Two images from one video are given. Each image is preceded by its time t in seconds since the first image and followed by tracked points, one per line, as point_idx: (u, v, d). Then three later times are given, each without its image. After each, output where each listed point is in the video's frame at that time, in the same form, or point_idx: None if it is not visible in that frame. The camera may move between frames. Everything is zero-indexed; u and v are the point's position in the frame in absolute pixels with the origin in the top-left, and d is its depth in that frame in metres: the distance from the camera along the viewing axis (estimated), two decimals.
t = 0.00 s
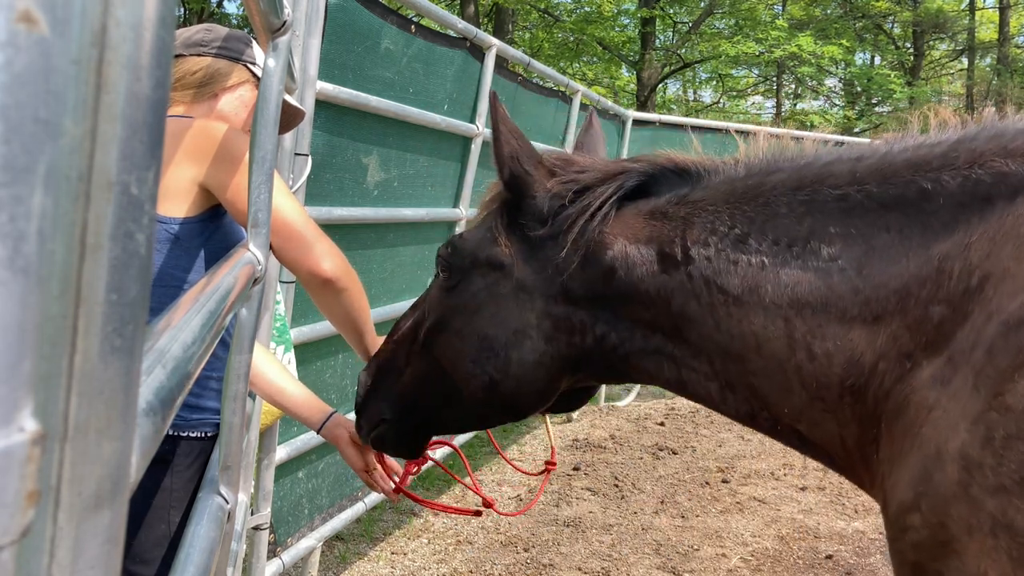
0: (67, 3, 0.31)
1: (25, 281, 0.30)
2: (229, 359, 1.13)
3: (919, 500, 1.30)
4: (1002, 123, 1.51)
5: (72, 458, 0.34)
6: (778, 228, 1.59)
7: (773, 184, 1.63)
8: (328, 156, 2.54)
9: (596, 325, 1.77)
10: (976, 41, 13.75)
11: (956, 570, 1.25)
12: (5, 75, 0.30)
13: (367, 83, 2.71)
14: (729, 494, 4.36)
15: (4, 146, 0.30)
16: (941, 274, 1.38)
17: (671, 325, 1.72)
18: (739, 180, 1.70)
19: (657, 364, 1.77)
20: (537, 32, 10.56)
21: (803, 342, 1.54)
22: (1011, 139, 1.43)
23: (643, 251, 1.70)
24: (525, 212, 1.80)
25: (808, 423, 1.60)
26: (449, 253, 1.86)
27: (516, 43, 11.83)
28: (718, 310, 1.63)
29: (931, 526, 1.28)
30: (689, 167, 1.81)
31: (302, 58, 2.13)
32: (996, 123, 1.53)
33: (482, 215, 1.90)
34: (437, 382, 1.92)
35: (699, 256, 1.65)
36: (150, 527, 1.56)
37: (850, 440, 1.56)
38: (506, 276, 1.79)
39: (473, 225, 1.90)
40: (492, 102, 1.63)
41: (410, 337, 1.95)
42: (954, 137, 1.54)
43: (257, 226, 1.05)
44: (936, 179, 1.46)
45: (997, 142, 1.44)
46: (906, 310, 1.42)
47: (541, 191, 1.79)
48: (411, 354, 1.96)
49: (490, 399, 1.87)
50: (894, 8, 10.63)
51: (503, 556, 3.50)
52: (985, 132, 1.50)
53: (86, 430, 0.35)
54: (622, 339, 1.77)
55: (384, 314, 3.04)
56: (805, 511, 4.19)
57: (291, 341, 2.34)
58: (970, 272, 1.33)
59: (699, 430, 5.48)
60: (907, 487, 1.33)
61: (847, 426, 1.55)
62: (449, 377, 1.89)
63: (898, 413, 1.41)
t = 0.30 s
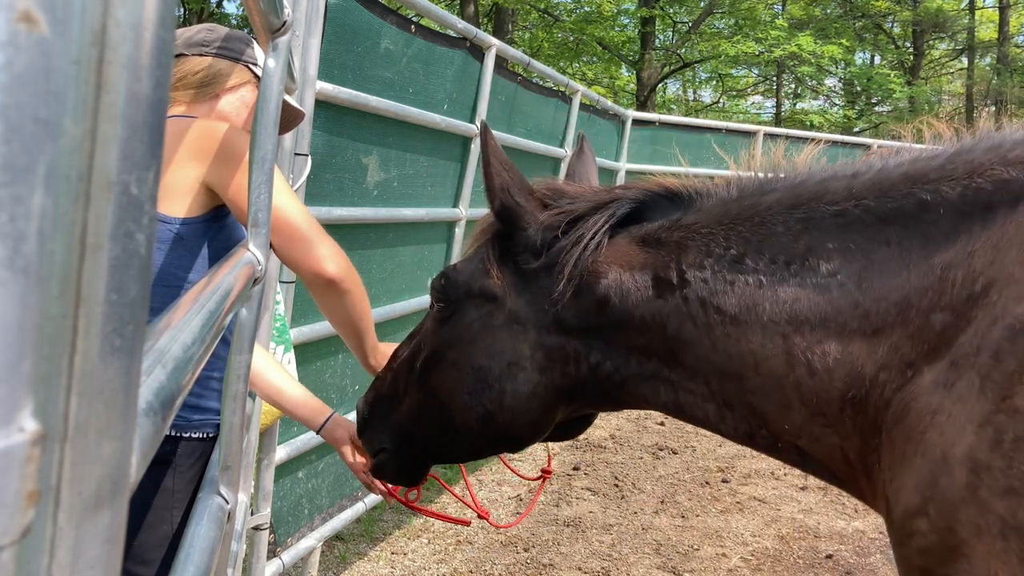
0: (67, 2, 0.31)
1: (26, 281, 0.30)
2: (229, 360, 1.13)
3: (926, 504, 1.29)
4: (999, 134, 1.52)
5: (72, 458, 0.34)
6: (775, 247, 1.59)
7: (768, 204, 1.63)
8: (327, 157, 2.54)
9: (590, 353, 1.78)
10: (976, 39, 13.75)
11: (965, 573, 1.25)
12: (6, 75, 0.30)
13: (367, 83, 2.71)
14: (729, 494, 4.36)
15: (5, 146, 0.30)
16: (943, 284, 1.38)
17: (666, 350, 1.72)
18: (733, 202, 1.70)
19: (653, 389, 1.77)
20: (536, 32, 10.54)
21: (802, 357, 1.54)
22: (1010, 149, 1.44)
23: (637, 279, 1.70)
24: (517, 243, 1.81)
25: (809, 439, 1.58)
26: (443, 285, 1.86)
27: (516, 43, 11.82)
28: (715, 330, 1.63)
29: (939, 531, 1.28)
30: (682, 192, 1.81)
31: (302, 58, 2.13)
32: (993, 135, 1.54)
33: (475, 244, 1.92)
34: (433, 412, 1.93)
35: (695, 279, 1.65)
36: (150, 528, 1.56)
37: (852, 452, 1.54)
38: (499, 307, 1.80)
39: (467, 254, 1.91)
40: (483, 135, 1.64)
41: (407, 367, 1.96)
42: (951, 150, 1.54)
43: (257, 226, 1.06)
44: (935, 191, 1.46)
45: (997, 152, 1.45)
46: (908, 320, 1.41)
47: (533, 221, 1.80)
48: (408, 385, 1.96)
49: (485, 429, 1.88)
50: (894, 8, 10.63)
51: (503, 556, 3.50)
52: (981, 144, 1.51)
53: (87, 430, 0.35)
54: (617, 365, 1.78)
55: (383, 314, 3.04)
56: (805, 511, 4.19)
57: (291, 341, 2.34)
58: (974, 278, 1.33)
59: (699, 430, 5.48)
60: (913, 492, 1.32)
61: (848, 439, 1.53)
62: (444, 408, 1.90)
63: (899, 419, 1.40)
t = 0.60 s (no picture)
0: (67, 3, 0.31)
1: (26, 281, 0.30)
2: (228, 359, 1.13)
3: (936, 503, 1.30)
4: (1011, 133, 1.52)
5: (72, 458, 0.34)
6: (786, 241, 1.59)
7: (779, 199, 1.64)
8: (328, 157, 2.54)
9: (599, 345, 1.79)
10: (976, 40, 13.74)
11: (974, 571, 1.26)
12: (5, 75, 0.30)
13: (367, 83, 2.71)
14: (729, 494, 4.36)
15: (4, 146, 0.30)
16: (956, 281, 1.37)
17: (675, 342, 1.72)
18: (744, 197, 1.70)
19: (662, 381, 1.77)
20: (536, 32, 10.53)
21: (811, 352, 1.54)
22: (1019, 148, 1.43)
23: (646, 270, 1.70)
24: (528, 234, 1.82)
25: (816, 434, 1.58)
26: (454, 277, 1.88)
27: (516, 43, 11.82)
28: (723, 323, 1.63)
29: (949, 529, 1.28)
30: (694, 186, 1.81)
31: (302, 58, 2.13)
32: (1004, 133, 1.53)
33: (487, 236, 1.93)
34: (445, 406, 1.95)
35: (703, 271, 1.65)
36: (150, 528, 1.56)
37: (860, 448, 1.54)
38: (508, 297, 1.81)
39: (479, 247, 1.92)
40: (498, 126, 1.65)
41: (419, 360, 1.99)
42: (964, 146, 1.54)
43: (257, 227, 1.05)
44: (948, 188, 1.45)
45: (1009, 150, 1.44)
46: (918, 317, 1.41)
47: (544, 212, 1.80)
48: (420, 381, 2.00)
49: (493, 422, 1.90)
50: (894, 8, 10.64)
51: (503, 556, 3.50)
52: (995, 141, 1.50)
53: (86, 430, 0.35)
54: (625, 358, 1.78)
55: (383, 314, 3.03)
56: (805, 511, 4.19)
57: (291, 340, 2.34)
58: (987, 277, 1.32)
59: (699, 430, 5.48)
60: (923, 490, 1.33)
61: (855, 435, 1.54)
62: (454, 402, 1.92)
63: (908, 417, 1.40)
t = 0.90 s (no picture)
0: (68, 3, 0.31)
1: (26, 281, 0.30)
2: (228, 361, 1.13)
3: (944, 503, 1.29)
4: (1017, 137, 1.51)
5: (71, 458, 0.34)
6: (793, 243, 1.61)
7: (787, 203, 1.65)
8: (328, 157, 2.54)
9: (613, 349, 1.80)
10: (976, 39, 13.73)
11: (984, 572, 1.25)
12: (6, 75, 0.30)
13: (367, 83, 2.71)
14: (729, 494, 4.35)
15: (5, 146, 0.30)
16: (963, 284, 1.37)
17: (686, 344, 1.73)
18: (753, 203, 1.71)
19: (675, 384, 1.78)
20: (537, 32, 10.53)
21: (817, 352, 1.54)
22: None
23: (653, 271, 1.73)
24: (543, 246, 1.88)
25: (826, 435, 1.58)
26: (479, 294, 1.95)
27: (516, 43, 11.82)
28: (731, 324, 1.65)
29: (957, 529, 1.27)
30: (704, 193, 1.83)
31: (302, 58, 2.13)
32: (1011, 137, 1.53)
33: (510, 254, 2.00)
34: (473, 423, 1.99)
35: (711, 273, 1.67)
36: (150, 528, 1.56)
37: (868, 449, 1.53)
38: (525, 308, 1.86)
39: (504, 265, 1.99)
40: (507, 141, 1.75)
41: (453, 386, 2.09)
42: (971, 149, 1.54)
43: (257, 227, 1.05)
44: (955, 191, 1.45)
45: (1015, 154, 1.43)
46: (925, 318, 1.41)
47: (558, 223, 1.87)
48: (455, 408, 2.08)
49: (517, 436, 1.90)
50: (894, 8, 10.64)
51: (503, 556, 3.50)
52: (1002, 145, 1.49)
53: (87, 430, 0.35)
54: (640, 362, 1.79)
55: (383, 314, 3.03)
56: (805, 511, 4.19)
57: (291, 341, 2.34)
58: (996, 280, 1.32)
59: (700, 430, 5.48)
60: (931, 490, 1.32)
61: (863, 436, 1.53)
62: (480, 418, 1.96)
63: (915, 419, 1.40)
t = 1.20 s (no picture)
0: (68, 3, 0.31)
1: (26, 281, 0.30)
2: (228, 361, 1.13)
3: (954, 502, 1.31)
4: None
5: (71, 458, 0.34)
6: (806, 254, 1.65)
7: (801, 216, 1.70)
8: (328, 157, 2.54)
9: (641, 365, 1.83)
10: (976, 39, 13.73)
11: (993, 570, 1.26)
12: (6, 75, 0.29)
13: (367, 83, 2.71)
14: (729, 494, 4.35)
15: (5, 146, 0.30)
16: (973, 287, 1.41)
17: (705, 354, 1.76)
18: (770, 218, 1.76)
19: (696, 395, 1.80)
20: (536, 32, 10.52)
21: (826, 356, 1.57)
22: None
23: (673, 282, 1.78)
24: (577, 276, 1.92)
25: (839, 440, 1.60)
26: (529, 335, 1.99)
27: (516, 42, 11.80)
28: (745, 332, 1.68)
29: (967, 527, 1.29)
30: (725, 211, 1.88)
31: (302, 58, 2.13)
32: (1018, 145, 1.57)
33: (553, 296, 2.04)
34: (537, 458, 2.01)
35: (725, 282, 1.71)
36: (150, 528, 1.56)
37: (878, 452, 1.55)
38: (564, 338, 1.89)
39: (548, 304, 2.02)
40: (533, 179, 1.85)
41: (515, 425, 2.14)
42: (980, 158, 1.58)
43: (257, 226, 1.05)
44: (964, 198, 1.50)
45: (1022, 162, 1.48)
46: (934, 320, 1.45)
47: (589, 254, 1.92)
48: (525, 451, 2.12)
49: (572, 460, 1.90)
50: (894, 8, 10.63)
51: (504, 556, 3.50)
52: (1010, 154, 1.53)
53: (86, 430, 0.35)
54: (665, 376, 1.81)
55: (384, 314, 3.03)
56: (805, 511, 4.19)
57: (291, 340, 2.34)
58: (1007, 281, 1.36)
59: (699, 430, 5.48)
60: (939, 489, 1.34)
61: (872, 439, 1.55)
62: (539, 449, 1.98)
63: (923, 419, 1.42)
